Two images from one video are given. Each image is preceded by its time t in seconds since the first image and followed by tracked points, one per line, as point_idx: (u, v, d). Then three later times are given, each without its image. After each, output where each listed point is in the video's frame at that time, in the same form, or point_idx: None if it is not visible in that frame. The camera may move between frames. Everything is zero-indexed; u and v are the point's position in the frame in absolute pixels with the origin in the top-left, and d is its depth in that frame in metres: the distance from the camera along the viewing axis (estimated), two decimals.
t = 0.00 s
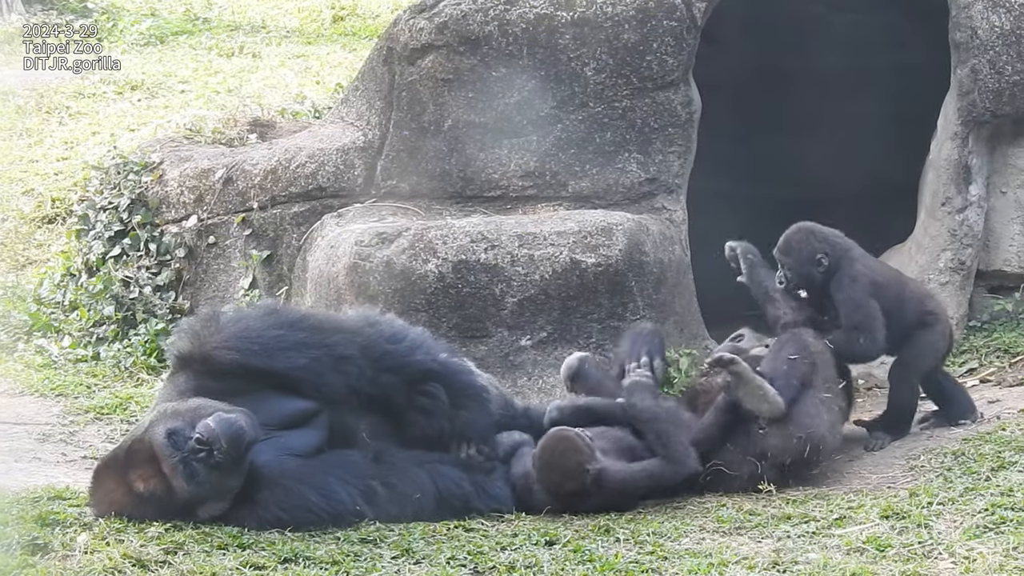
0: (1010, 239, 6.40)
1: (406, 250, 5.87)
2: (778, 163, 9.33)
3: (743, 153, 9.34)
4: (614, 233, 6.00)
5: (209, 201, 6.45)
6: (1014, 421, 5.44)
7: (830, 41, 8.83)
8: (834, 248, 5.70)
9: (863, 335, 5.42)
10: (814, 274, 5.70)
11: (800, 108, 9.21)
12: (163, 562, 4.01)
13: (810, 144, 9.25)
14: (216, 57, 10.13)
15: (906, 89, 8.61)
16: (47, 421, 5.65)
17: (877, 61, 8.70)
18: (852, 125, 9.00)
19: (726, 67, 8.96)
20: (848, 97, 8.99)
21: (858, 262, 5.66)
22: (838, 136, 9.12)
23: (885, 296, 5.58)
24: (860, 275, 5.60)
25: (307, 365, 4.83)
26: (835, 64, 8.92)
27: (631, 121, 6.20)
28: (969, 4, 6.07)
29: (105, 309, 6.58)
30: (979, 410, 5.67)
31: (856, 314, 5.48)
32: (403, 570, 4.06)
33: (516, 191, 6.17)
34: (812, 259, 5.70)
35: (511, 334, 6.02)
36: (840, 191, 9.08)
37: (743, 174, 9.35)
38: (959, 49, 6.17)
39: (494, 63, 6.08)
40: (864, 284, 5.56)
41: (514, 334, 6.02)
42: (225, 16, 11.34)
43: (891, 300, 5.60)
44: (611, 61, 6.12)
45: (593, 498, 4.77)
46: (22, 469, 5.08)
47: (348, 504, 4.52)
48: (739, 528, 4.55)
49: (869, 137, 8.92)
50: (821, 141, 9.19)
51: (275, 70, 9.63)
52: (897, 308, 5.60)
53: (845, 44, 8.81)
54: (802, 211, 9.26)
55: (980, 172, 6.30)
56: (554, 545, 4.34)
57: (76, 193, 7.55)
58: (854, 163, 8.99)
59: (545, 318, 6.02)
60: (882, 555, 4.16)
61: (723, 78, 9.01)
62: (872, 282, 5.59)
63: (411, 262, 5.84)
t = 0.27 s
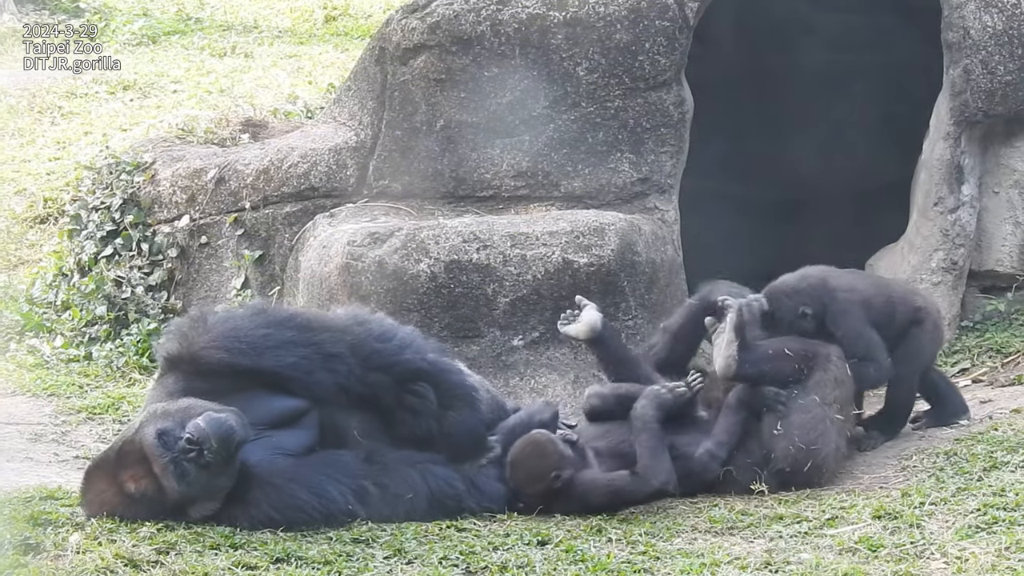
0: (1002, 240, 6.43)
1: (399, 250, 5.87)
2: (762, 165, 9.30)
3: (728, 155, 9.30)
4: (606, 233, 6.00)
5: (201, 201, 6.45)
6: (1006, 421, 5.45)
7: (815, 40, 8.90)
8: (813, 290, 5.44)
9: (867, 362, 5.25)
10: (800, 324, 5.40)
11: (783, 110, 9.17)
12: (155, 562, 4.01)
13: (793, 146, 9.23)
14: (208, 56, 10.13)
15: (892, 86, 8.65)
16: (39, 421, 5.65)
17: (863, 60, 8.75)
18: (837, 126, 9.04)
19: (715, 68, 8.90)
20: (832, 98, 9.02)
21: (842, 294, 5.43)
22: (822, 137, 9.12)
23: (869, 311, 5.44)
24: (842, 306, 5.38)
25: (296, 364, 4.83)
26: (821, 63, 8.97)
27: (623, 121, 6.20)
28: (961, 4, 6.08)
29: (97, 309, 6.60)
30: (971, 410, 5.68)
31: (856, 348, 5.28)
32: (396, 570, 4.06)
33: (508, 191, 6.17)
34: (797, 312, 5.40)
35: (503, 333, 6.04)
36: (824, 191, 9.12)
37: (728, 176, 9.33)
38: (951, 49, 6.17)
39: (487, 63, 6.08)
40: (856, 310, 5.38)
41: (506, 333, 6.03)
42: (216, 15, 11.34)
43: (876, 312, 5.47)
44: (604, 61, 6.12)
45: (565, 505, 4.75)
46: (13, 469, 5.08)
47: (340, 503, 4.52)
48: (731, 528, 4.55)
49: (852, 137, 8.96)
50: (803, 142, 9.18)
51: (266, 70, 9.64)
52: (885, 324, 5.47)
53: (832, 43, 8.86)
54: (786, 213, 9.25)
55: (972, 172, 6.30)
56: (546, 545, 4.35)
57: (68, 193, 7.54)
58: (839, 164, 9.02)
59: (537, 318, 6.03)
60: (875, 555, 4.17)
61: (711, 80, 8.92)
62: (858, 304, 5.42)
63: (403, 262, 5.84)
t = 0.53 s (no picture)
0: (986, 238, 6.44)
1: (382, 249, 5.86)
2: (751, 165, 9.33)
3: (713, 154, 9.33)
4: (590, 232, 5.99)
5: (185, 200, 6.44)
6: (989, 420, 5.47)
7: (800, 39, 8.84)
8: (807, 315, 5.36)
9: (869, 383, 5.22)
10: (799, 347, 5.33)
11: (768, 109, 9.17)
12: (139, 561, 4.01)
13: (781, 145, 9.21)
14: (192, 56, 10.14)
15: (876, 84, 8.63)
16: (21, 420, 5.64)
17: (848, 59, 8.70)
18: (821, 125, 9.03)
19: (699, 66, 8.95)
20: (816, 96, 8.99)
21: (835, 316, 5.32)
22: (808, 135, 9.13)
23: (864, 330, 5.32)
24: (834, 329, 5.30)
25: (277, 361, 4.84)
26: (806, 62, 8.91)
27: (607, 119, 6.20)
28: (944, 4, 6.08)
29: (80, 308, 6.64)
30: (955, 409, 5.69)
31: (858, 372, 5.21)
32: (379, 568, 4.06)
33: (492, 190, 6.17)
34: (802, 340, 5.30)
35: (486, 332, 6.04)
36: (812, 190, 9.13)
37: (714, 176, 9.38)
38: (935, 48, 6.17)
39: (470, 62, 6.07)
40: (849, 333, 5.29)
41: (489, 332, 6.03)
42: (200, 14, 11.32)
43: (868, 330, 5.33)
44: (587, 60, 6.11)
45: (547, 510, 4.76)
46: None
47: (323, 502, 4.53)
48: (715, 527, 4.55)
49: (840, 135, 8.94)
50: (792, 142, 9.16)
51: (250, 69, 9.65)
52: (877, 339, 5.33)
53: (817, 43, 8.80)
54: (773, 212, 9.31)
55: (955, 172, 6.33)
56: (530, 544, 4.36)
57: (51, 191, 7.53)
58: (825, 163, 9.04)
59: (521, 317, 6.03)
60: (858, 554, 4.17)
61: (696, 77, 8.98)
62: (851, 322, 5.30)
63: (387, 261, 5.84)
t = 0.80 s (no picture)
0: (975, 238, 6.45)
1: (372, 248, 5.87)
2: (742, 161, 9.54)
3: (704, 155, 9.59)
4: (579, 232, 6.00)
5: (174, 199, 6.44)
6: (978, 420, 5.48)
7: (788, 38, 9.07)
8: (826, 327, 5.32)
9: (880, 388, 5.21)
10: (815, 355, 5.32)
11: (758, 110, 9.40)
12: (128, 561, 4.01)
13: (770, 141, 9.46)
14: (182, 55, 10.14)
15: (864, 82, 8.89)
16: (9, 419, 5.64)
17: (836, 58, 8.97)
18: (808, 125, 9.29)
19: (689, 64, 9.28)
20: (805, 96, 9.26)
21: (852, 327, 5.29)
22: (796, 136, 9.38)
23: (883, 340, 5.28)
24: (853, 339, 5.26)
25: (267, 360, 4.82)
26: (794, 62, 9.17)
27: (597, 119, 6.20)
28: (934, 3, 6.08)
29: (70, 307, 6.65)
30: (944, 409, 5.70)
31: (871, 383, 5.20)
32: (369, 568, 4.06)
33: (482, 189, 6.17)
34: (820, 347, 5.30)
35: (476, 332, 6.02)
36: (803, 183, 9.37)
37: (706, 176, 9.60)
38: (924, 47, 6.17)
39: (461, 61, 6.06)
40: (865, 348, 5.25)
41: (479, 332, 6.02)
42: (189, 13, 11.32)
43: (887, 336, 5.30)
44: (577, 59, 6.11)
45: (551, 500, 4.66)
46: None
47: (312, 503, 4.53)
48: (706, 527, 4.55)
49: (828, 132, 9.20)
50: (781, 138, 9.41)
51: (239, 69, 9.67)
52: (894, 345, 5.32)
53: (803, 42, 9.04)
54: (764, 211, 9.49)
55: (945, 171, 6.34)
56: (519, 543, 4.37)
57: (41, 190, 7.53)
58: (815, 162, 9.30)
59: (510, 316, 6.03)
60: (848, 554, 4.18)
61: (685, 75, 9.31)
62: (870, 332, 5.27)
63: (376, 260, 5.84)
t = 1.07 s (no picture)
0: (958, 235, 6.47)
1: (355, 246, 5.87)
2: (726, 159, 9.57)
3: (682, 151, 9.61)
4: (562, 229, 6.00)
5: (157, 196, 6.45)
6: (961, 418, 5.48)
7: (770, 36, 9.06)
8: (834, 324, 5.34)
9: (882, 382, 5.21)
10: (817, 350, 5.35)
11: (737, 107, 9.43)
12: (110, 558, 4.01)
13: (754, 139, 9.48)
14: (164, 52, 10.15)
15: (848, 79, 9.02)
16: None
17: (818, 56, 9.03)
18: (787, 123, 9.37)
19: (670, 65, 9.33)
20: (784, 92, 9.29)
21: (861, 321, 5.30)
22: (773, 133, 9.43)
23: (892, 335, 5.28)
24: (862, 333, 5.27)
25: (255, 358, 4.81)
26: (774, 61, 9.19)
27: (579, 116, 6.20)
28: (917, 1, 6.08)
29: (52, 304, 6.65)
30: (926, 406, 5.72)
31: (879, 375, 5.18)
32: (351, 565, 4.07)
33: (464, 187, 6.17)
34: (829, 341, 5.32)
35: (458, 329, 6.02)
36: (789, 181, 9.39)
37: (683, 173, 9.64)
38: (907, 45, 6.17)
39: (443, 59, 6.06)
40: (874, 340, 5.23)
41: (462, 329, 6.02)
42: (173, 11, 11.31)
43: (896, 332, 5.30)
44: (560, 57, 6.11)
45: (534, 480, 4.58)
46: None
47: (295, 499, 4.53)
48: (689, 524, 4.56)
49: (812, 128, 9.25)
50: (765, 136, 9.45)
51: (222, 66, 9.68)
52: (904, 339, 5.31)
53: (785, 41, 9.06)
54: (741, 208, 9.56)
55: (927, 168, 6.38)
56: (502, 540, 4.38)
57: (23, 188, 7.51)
58: (792, 159, 9.38)
59: (493, 314, 6.03)
60: (830, 551, 4.19)
61: (667, 76, 9.37)
62: (880, 324, 5.28)
63: (359, 257, 5.85)
